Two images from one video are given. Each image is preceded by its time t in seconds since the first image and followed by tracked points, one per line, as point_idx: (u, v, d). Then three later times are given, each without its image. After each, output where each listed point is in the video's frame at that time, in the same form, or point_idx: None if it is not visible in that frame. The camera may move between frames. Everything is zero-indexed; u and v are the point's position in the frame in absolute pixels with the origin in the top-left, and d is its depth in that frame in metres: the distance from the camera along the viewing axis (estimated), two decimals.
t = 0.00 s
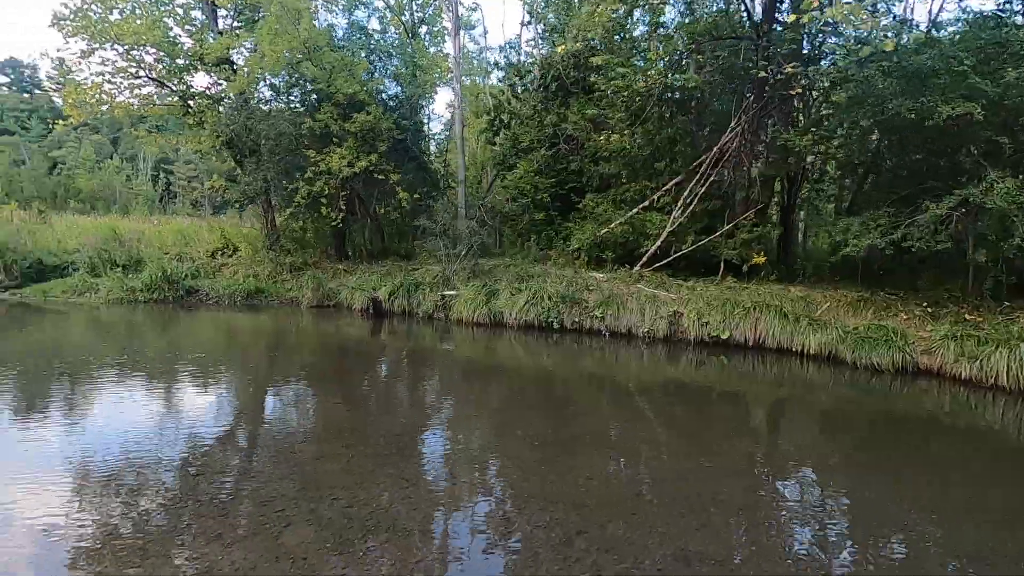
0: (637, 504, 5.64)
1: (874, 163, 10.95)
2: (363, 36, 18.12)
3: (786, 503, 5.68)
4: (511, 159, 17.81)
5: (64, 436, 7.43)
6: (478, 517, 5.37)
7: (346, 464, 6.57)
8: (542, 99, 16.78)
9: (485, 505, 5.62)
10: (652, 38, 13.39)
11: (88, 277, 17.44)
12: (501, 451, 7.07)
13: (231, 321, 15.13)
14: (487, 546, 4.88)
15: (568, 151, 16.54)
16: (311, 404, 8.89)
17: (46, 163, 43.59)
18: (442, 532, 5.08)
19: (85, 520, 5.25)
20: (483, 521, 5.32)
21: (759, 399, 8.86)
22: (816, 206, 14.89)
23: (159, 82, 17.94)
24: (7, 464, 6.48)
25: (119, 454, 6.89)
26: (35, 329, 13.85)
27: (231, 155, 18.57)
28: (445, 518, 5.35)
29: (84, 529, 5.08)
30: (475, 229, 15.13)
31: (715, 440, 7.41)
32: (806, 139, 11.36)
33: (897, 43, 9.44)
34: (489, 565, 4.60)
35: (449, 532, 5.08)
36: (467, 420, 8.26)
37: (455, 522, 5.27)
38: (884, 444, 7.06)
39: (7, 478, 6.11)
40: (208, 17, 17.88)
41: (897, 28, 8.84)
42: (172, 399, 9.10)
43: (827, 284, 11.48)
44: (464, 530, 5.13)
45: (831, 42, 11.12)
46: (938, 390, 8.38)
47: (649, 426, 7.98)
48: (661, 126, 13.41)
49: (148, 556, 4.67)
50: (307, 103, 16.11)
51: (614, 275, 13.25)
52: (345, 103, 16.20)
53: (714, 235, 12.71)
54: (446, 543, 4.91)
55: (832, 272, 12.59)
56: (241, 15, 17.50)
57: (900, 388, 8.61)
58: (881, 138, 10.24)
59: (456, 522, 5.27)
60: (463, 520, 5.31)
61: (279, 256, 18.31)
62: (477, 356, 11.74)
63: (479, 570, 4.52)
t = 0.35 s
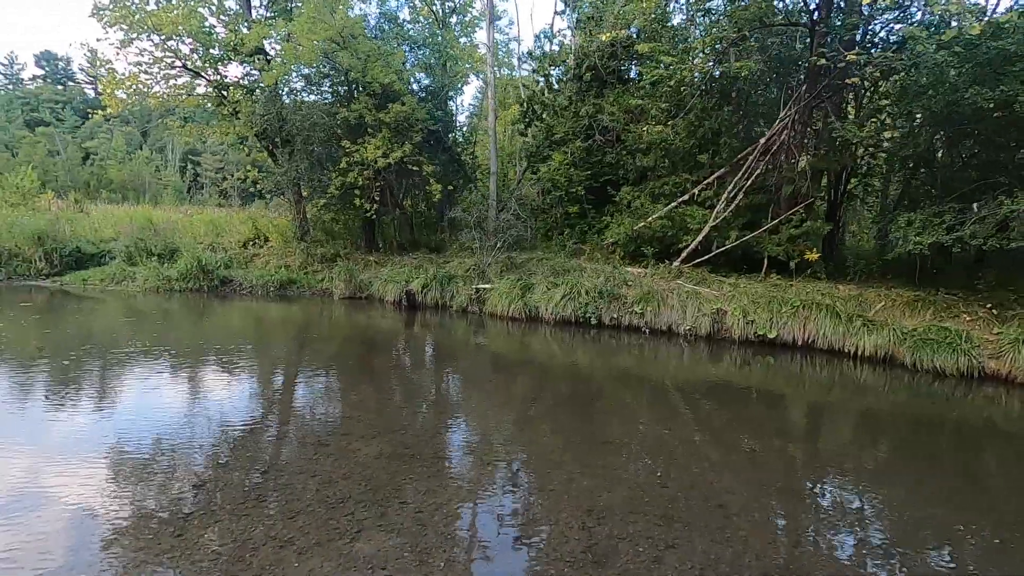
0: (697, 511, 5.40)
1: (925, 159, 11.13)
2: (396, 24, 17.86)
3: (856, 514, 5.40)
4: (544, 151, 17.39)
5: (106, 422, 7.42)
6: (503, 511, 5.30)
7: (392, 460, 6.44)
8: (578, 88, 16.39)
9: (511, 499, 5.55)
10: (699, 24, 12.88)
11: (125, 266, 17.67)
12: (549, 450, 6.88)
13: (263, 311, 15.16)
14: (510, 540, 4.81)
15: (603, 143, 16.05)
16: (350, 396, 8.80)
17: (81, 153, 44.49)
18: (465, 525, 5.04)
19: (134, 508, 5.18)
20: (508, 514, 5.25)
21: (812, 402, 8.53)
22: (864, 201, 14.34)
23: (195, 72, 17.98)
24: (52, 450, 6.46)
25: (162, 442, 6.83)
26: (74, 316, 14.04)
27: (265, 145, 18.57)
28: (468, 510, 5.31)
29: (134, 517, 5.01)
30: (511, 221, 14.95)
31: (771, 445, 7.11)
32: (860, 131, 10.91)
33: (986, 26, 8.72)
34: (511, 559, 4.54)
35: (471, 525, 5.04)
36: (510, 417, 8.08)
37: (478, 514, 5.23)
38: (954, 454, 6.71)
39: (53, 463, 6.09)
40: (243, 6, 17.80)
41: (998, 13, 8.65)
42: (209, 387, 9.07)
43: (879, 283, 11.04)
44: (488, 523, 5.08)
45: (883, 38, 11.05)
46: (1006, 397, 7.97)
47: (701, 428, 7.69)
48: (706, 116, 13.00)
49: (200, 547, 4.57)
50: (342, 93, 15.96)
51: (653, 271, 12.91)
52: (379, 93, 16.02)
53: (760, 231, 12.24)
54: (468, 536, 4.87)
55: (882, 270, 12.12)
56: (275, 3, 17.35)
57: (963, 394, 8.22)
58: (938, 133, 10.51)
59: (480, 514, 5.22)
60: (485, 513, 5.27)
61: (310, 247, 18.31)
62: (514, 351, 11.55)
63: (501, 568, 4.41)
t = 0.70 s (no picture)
0: (760, 523, 5.09)
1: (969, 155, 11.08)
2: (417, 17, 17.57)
3: (930, 530, 5.08)
4: (565, 145, 16.77)
5: (131, 418, 7.21)
6: (518, 510, 5.15)
7: (434, 461, 6.19)
8: (603, 81, 16.03)
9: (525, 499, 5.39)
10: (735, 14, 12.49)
11: (143, 260, 17.53)
12: (593, 454, 6.58)
13: (283, 306, 14.96)
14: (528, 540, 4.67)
15: (630, 138, 15.71)
16: (379, 396, 8.54)
17: (95, 147, 44.62)
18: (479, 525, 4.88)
19: (169, 509, 4.94)
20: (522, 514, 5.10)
21: (861, 407, 8.19)
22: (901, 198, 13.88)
23: (213, 65, 17.78)
24: (78, 447, 6.24)
25: (190, 439, 6.61)
26: (94, 311, 13.88)
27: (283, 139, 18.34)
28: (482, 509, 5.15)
29: (171, 518, 4.77)
30: (537, 218, 15.12)
31: (825, 452, 6.80)
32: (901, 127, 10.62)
33: None
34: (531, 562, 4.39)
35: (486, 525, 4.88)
36: (546, 418, 7.80)
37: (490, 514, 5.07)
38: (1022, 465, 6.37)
39: (82, 461, 5.87)
40: None
41: None
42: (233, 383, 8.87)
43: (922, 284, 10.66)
44: (502, 523, 4.92)
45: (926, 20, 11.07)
46: None
47: (748, 433, 7.38)
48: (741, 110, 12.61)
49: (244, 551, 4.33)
50: (363, 86, 15.71)
51: (683, 269, 12.56)
52: (401, 86, 15.73)
53: (796, 228, 11.86)
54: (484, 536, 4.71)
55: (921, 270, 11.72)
56: None
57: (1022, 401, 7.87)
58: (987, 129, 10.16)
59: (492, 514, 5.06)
60: (497, 512, 5.11)
61: (328, 242, 18.08)
62: (542, 350, 11.26)
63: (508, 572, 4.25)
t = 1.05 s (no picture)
0: (824, 528, 4.93)
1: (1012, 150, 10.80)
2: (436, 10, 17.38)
3: (1003, 536, 4.90)
4: (588, 140, 16.63)
5: (152, 417, 7.07)
6: (537, 508, 5.08)
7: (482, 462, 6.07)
8: (626, 75, 15.81)
9: (544, 498, 5.30)
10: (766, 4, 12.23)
11: (163, 257, 17.48)
12: (641, 454, 6.42)
13: (303, 303, 14.85)
14: (546, 542, 4.58)
15: (656, 132, 15.46)
16: (413, 394, 8.40)
17: (106, 145, 44.73)
18: (496, 521, 4.81)
19: (215, 509, 4.83)
20: (540, 513, 5.01)
21: (908, 406, 8.00)
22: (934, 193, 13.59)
23: (233, 60, 17.70)
24: (104, 447, 6.11)
25: (224, 438, 6.48)
26: (116, 308, 13.79)
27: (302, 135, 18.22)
28: (499, 505, 5.08)
29: (218, 521, 4.64)
30: (564, 212, 14.49)
31: (878, 452, 6.63)
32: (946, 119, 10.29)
33: None
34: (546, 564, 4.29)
35: (503, 522, 4.80)
36: (586, 417, 7.64)
37: (507, 510, 4.99)
38: None
39: (109, 462, 5.73)
40: None
41: None
42: (252, 381, 8.73)
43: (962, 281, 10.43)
44: (519, 521, 4.84)
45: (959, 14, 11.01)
46: None
47: (795, 433, 7.21)
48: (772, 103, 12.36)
49: (301, 555, 4.20)
50: (385, 80, 15.55)
51: (711, 266, 12.35)
52: (423, 80, 15.56)
53: (830, 224, 11.63)
54: (499, 533, 4.64)
55: (959, 267, 11.46)
56: None
57: None
58: None
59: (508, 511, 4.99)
60: (514, 509, 5.03)
61: (346, 239, 17.96)
62: (572, 347, 11.09)
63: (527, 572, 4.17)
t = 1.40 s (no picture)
0: (891, 535, 4.82)
1: None
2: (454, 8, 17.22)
3: None
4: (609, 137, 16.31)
5: (167, 419, 6.95)
6: (551, 509, 5.07)
7: (529, 467, 5.97)
8: (647, 73, 15.64)
9: (556, 498, 5.30)
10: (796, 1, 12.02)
11: (180, 256, 17.41)
12: (687, 459, 6.31)
13: (323, 303, 14.76)
14: (562, 540, 4.57)
15: (676, 130, 15.31)
16: (446, 396, 8.30)
17: (114, 143, 44.75)
18: (511, 520, 4.80)
19: (273, 512, 4.77)
20: (554, 513, 5.01)
21: (951, 410, 7.85)
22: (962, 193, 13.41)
23: (250, 58, 17.65)
24: (124, 451, 5.99)
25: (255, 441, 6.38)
26: (135, 308, 13.71)
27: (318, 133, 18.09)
28: (512, 505, 5.08)
29: (278, 523, 4.57)
30: (589, 212, 13.90)
31: (928, 458, 6.50)
32: (987, 117, 10.12)
33: None
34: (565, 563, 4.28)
35: (518, 521, 4.80)
36: (625, 420, 7.52)
37: (519, 510, 4.99)
38: None
39: (131, 467, 5.61)
40: None
41: None
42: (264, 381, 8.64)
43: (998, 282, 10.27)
44: (533, 520, 4.83)
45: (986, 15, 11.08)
46: None
47: (840, 437, 7.08)
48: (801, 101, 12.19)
49: (367, 560, 4.13)
50: (403, 78, 15.45)
51: (738, 266, 12.20)
52: (443, 78, 15.42)
53: (860, 224, 11.46)
54: (514, 531, 4.63)
55: (992, 268, 11.27)
56: None
57: None
58: None
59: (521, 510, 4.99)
60: (526, 509, 5.03)
61: (363, 239, 17.87)
62: (599, 348, 10.96)
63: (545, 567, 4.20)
